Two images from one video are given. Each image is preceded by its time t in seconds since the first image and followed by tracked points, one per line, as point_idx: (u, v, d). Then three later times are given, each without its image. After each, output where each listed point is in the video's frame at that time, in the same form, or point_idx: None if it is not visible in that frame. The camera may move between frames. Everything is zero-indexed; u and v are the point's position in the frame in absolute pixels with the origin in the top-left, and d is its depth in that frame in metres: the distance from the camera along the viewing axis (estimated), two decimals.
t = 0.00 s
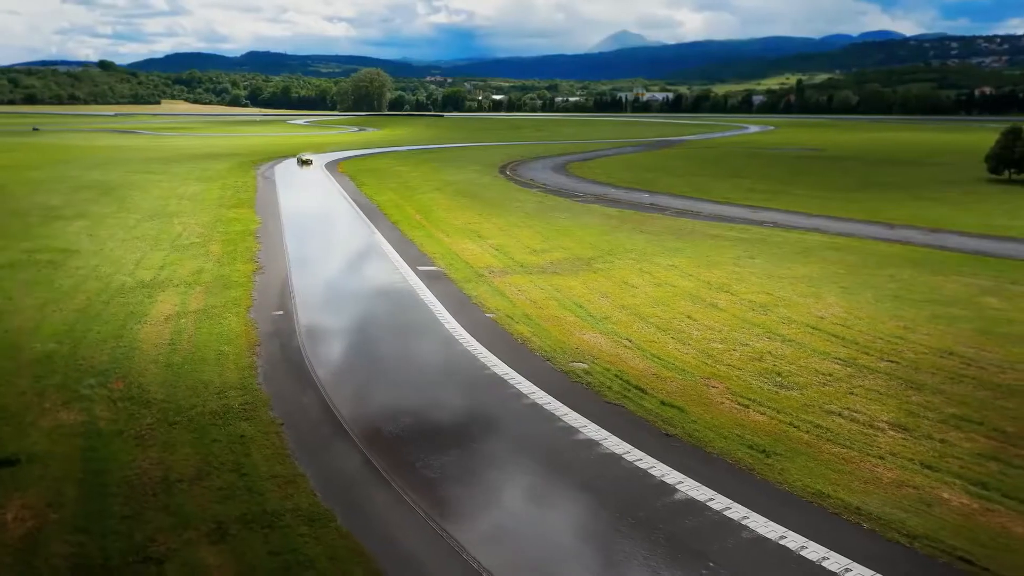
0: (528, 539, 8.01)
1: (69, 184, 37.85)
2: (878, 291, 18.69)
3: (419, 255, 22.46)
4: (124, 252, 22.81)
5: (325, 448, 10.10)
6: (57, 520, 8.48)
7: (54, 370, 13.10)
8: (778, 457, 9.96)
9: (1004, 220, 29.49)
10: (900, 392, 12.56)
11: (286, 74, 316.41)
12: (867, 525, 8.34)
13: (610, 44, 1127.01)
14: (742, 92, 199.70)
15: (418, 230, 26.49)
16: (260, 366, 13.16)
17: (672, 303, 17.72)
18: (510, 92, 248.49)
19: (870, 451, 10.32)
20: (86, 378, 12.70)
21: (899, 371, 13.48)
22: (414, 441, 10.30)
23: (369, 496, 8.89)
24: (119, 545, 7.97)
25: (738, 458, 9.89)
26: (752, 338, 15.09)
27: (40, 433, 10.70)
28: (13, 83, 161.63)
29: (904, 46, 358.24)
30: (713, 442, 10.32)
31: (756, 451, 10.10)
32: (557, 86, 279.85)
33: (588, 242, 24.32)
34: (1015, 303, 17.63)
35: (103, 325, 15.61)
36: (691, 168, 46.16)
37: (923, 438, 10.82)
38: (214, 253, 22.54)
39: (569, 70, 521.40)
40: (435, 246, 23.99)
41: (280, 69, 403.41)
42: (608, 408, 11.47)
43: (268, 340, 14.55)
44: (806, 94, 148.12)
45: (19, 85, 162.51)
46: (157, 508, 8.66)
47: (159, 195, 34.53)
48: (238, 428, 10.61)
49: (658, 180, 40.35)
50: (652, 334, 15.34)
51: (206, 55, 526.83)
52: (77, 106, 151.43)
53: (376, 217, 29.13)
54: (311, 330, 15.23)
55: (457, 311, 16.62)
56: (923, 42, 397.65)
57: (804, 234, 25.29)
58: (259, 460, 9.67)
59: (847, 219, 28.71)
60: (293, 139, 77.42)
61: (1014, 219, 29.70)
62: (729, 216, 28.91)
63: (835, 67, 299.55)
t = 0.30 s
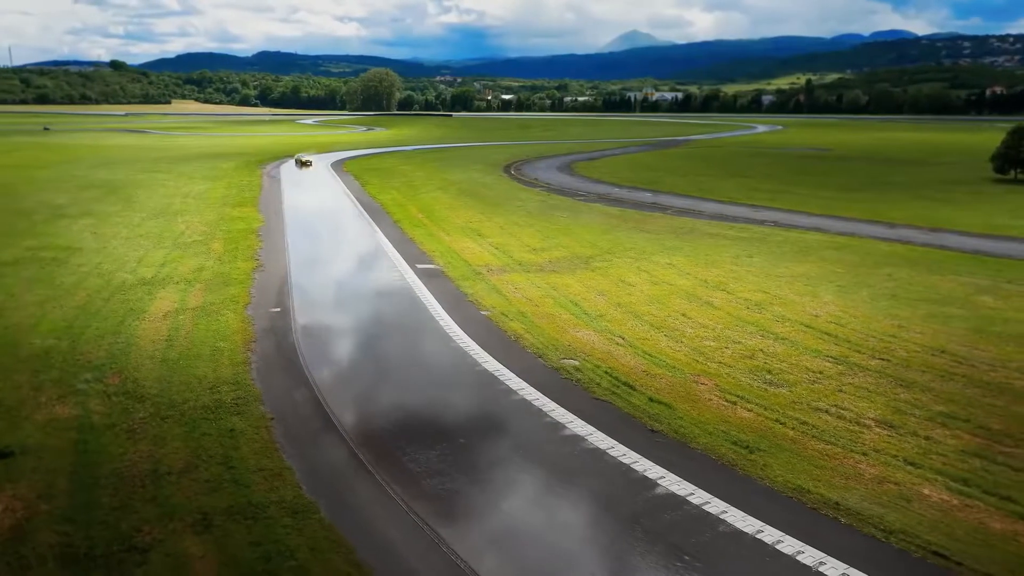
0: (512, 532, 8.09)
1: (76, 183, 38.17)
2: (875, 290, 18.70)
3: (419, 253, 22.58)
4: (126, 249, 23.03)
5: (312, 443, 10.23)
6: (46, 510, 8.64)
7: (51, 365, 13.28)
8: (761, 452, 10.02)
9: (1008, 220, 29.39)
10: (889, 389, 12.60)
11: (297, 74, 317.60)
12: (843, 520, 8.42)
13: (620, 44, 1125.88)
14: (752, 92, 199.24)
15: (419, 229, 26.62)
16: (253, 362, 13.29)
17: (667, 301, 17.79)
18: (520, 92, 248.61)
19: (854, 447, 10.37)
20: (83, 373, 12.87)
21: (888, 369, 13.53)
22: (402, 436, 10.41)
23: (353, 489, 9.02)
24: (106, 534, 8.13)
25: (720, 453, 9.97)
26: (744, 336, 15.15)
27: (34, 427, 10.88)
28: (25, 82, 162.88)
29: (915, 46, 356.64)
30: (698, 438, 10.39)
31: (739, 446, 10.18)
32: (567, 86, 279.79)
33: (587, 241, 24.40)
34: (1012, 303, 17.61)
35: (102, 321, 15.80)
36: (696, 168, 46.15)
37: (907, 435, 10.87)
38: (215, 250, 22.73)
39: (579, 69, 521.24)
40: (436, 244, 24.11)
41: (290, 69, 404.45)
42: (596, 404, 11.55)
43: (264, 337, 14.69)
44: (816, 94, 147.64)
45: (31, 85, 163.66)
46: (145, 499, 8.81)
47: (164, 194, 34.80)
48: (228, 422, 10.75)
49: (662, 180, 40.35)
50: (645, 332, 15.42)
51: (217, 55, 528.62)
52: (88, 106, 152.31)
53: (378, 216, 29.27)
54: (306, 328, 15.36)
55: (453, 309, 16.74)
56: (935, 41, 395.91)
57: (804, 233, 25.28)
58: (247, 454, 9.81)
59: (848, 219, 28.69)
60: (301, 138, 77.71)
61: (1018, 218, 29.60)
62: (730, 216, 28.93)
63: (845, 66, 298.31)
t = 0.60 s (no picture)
0: (500, 529, 8.15)
1: (83, 183, 38.45)
2: (871, 290, 18.73)
3: (419, 252, 22.71)
4: (129, 248, 23.23)
5: (301, 438, 10.36)
6: (36, 502, 8.80)
7: (49, 361, 13.47)
8: (745, 449, 10.09)
9: (1011, 220, 29.34)
10: (879, 387, 12.64)
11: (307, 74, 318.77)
12: (820, 515, 8.49)
13: (631, 44, 1124.94)
14: (762, 92, 198.77)
15: (421, 228, 26.76)
16: (247, 359, 13.42)
17: (663, 300, 17.87)
18: (529, 92, 248.82)
19: (838, 444, 10.44)
20: (79, 369, 13.05)
21: (879, 368, 13.58)
22: (392, 434, 10.51)
23: (338, 483, 9.17)
24: (93, 526, 8.27)
25: (703, 449, 10.06)
26: (737, 335, 15.23)
27: (29, 421, 11.05)
28: (38, 82, 163.89)
29: (927, 46, 355.12)
30: (682, 434, 10.47)
31: (722, 443, 10.25)
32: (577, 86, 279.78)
33: (587, 240, 24.49)
34: (1008, 303, 17.62)
35: (101, 318, 15.99)
36: (701, 168, 46.16)
37: (892, 432, 10.94)
38: (217, 249, 22.93)
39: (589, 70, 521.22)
40: (436, 243, 24.24)
41: (301, 69, 405.44)
42: (584, 401, 11.64)
43: (259, 335, 14.83)
44: (826, 94, 147.23)
45: (43, 85, 164.64)
46: (133, 492, 8.97)
47: (170, 193, 35.04)
48: (219, 417, 10.91)
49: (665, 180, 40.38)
50: (638, 331, 15.50)
51: (228, 55, 530.37)
52: (100, 106, 153.12)
53: (381, 215, 29.43)
54: (302, 326, 15.49)
55: (448, 307, 16.86)
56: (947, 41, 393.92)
57: (804, 233, 25.30)
58: (235, 448, 9.96)
59: (850, 219, 28.69)
60: (310, 138, 77.97)
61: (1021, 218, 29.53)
62: (731, 216, 28.96)
63: (857, 67, 297.15)
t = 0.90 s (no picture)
0: (499, 528, 8.17)
1: (90, 182, 38.75)
2: (866, 288, 18.78)
3: (418, 251, 22.86)
4: (132, 246, 23.46)
5: (290, 433, 10.44)
6: (26, 493, 8.98)
7: (46, 356, 13.67)
8: (727, 445, 10.18)
9: (1013, 220, 29.30)
10: (866, 385, 12.71)
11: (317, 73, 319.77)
12: (797, 510, 8.58)
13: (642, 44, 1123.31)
14: (772, 92, 198.39)
15: (422, 227, 26.92)
16: (239, 356, 13.53)
17: (658, 299, 17.96)
18: (539, 92, 248.93)
19: (820, 440, 10.52)
20: (76, 364, 13.24)
21: (868, 366, 13.64)
22: (383, 431, 10.56)
23: (322, 475, 9.32)
24: (80, 516, 8.44)
25: (686, 445, 10.15)
26: (729, 333, 15.33)
27: (24, 414, 11.24)
28: (50, 82, 164.98)
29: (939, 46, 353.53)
30: (666, 430, 10.57)
31: (704, 439, 10.34)
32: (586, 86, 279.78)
33: (587, 239, 24.60)
34: (1003, 302, 17.65)
35: (101, 314, 16.20)
36: (706, 168, 46.21)
37: (876, 429, 11.01)
38: (219, 247, 23.13)
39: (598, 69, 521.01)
40: (436, 242, 24.37)
41: (312, 69, 406.73)
42: (570, 397, 11.75)
43: (253, 332, 14.95)
44: (836, 94, 146.87)
45: (55, 85, 165.70)
46: (121, 483, 9.14)
47: (176, 192, 35.30)
48: (208, 411, 11.07)
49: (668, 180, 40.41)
50: (631, 328, 15.60)
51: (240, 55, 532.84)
52: (112, 106, 154.01)
53: (383, 214, 29.59)
54: (296, 323, 15.63)
55: (443, 305, 16.99)
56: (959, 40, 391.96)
57: (803, 232, 25.32)
58: (222, 442, 10.10)
59: (851, 219, 28.71)
60: (318, 138, 78.30)
61: None
62: (732, 215, 29.02)
63: (869, 67, 295.70)
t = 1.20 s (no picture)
0: (508, 526, 8.15)
1: (99, 181, 39.16)
2: (861, 287, 18.85)
3: (418, 249, 23.06)
4: (136, 244, 23.76)
5: (275, 427, 10.61)
6: (16, 483, 9.20)
7: (44, 351, 13.91)
8: (706, 440, 10.30)
9: (1016, 220, 29.25)
10: (852, 382, 12.80)
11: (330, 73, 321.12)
12: (770, 504, 8.67)
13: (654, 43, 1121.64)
14: (783, 92, 197.84)
15: (423, 225, 27.12)
16: (230, 352, 13.72)
17: (652, 297, 18.08)
18: (550, 92, 248.97)
19: (800, 436, 10.62)
20: (72, 359, 13.48)
21: (855, 363, 13.73)
22: (383, 429, 10.58)
23: (304, 466, 9.50)
24: (67, 505, 8.65)
25: (665, 439, 10.29)
26: (720, 330, 15.44)
27: (19, 407, 11.48)
28: (65, 83, 166.49)
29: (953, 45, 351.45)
30: (646, 425, 10.69)
31: (684, 434, 10.47)
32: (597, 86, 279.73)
33: (586, 238, 24.74)
34: (996, 301, 17.68)
35: (100, 311, 16.46)
36: (711, 168, 46.24)
37: (855, 425, 11.11)
38: (220, 245, 23.40)
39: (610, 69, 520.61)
40: (436, 240, 24.55)
41: (324, 70, 408.35)
42: (555, 392, 11.89)
43: (247, 329, 15.08)
44: (847, 94, 146.36)
45: (69, 84, 167.08)
46: (108, 474, 9.34)
47: (182, 191, 35.65)
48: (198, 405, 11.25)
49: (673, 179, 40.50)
50: (622, 326, 15.73)
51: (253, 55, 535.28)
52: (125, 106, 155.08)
53: (385, 213, 29.80)
54: (290, 321, 15.80)
55: (437, 302, 17.17)
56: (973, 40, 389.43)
57: (803, 232, 25.38)
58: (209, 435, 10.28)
59: (852, 218, 28.73)
60: (327, 137, 78.76)
61: None
62: (733, 214, 29.08)
63: (882, 66, 294.33)
